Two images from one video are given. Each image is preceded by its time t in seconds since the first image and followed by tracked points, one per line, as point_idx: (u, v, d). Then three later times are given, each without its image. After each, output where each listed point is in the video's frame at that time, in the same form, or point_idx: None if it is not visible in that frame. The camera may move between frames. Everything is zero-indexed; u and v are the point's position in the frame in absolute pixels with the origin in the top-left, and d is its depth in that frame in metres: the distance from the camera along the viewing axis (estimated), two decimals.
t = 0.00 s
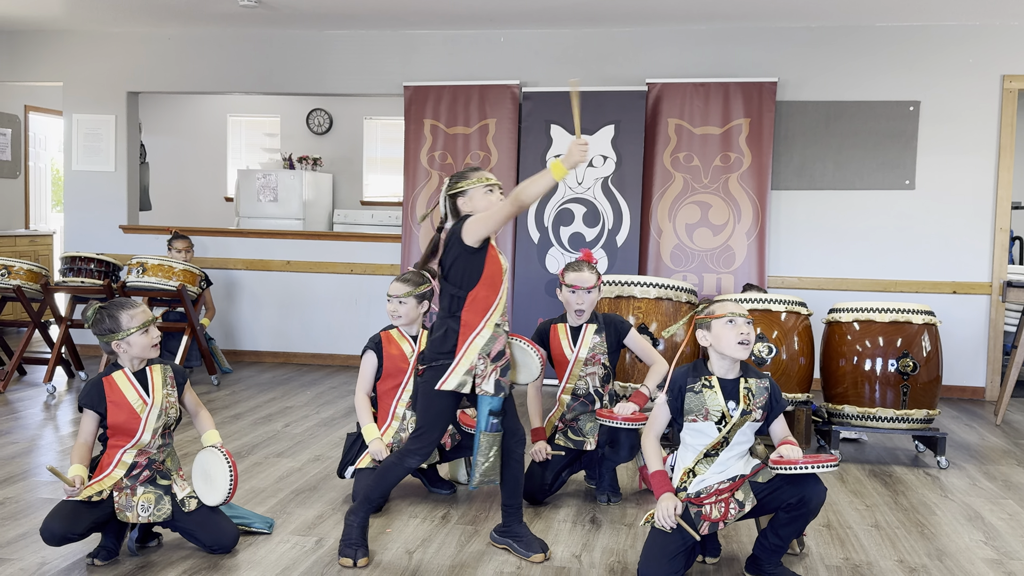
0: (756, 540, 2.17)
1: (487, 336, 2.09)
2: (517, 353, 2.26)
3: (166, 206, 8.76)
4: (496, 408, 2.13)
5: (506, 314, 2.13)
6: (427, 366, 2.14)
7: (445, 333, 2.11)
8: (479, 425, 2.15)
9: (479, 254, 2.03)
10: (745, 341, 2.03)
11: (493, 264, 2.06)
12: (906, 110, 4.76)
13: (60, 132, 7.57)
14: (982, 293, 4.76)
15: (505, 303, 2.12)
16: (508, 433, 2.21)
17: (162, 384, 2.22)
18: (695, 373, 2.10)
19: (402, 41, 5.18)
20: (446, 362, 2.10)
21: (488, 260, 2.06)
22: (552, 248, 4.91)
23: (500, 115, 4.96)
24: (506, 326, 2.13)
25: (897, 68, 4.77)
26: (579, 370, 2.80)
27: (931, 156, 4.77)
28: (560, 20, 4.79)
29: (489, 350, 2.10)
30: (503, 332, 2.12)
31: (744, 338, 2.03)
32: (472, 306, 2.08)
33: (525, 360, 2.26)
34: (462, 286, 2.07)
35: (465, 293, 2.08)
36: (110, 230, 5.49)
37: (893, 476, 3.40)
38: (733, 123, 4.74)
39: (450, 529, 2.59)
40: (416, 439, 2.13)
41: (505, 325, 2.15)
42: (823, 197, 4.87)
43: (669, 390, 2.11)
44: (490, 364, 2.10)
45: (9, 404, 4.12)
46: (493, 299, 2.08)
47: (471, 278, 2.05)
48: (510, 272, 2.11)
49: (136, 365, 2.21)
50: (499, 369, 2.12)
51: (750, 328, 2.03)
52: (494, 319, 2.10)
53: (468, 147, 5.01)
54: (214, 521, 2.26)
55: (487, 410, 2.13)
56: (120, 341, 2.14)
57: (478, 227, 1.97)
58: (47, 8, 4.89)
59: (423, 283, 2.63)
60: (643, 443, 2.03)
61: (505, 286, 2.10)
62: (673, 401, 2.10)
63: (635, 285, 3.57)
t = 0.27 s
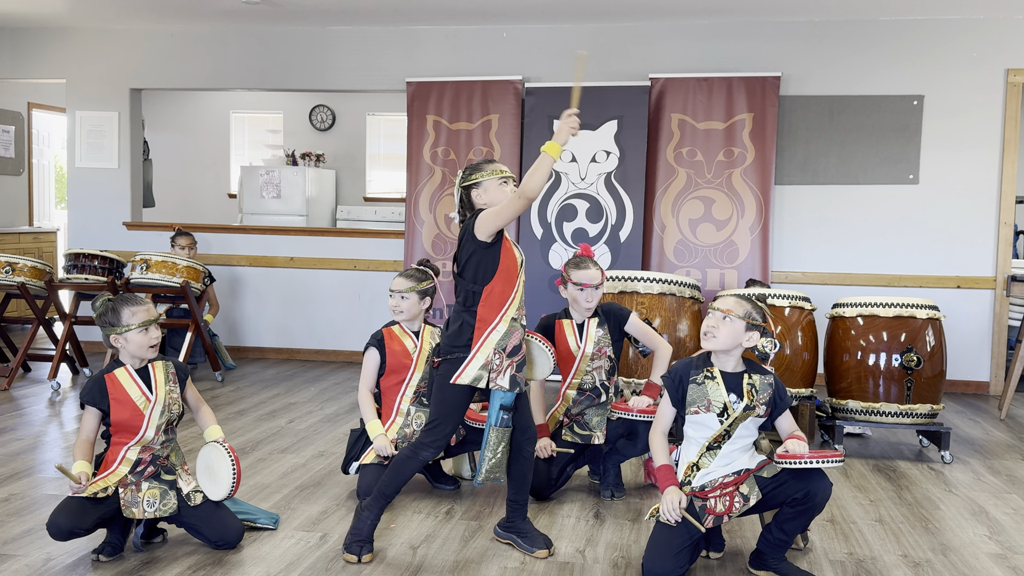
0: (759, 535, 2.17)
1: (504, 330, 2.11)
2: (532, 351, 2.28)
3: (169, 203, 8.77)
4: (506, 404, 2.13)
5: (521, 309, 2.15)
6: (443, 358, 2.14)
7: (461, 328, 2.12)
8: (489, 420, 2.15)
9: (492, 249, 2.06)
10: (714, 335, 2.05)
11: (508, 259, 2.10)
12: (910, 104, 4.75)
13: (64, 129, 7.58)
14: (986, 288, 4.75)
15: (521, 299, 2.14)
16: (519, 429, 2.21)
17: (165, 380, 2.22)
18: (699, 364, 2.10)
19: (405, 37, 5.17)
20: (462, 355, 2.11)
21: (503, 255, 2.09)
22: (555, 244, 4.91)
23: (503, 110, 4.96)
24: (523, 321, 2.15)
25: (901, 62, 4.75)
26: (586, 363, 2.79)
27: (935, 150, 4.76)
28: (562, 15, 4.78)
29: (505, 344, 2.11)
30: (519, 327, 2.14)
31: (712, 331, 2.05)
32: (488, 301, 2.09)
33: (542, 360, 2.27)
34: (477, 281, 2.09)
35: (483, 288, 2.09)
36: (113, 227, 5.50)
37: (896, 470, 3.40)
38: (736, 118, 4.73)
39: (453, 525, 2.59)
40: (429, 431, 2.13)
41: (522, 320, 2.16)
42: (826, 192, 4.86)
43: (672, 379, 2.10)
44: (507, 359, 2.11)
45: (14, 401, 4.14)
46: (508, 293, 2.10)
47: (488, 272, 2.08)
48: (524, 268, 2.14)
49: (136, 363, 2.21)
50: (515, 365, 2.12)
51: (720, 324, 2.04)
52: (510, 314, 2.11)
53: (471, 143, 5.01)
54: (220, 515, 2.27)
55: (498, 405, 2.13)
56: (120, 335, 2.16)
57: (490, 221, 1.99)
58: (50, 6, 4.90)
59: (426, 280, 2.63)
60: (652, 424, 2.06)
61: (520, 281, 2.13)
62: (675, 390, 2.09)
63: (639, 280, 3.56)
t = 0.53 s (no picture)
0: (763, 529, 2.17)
1: (497, 323, 2.10)
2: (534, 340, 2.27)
3: (174, 198, 8.78)
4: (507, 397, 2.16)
5: (517, 300, 2.14)
6: (443, 349, 2.15)
7: (456, 320, 2.14)
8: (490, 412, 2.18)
9: (481, 240, 2.07)
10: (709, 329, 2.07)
11: (499, 249, 2.08)
12: (915, 96, 4.74)
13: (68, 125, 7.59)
14: (991, 280, 4.75)
15: (516, 290, 2.12)
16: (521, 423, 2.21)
17: (168, 376, 2.23)
18: (704, 358, 2.11)
19: (408, 31, 5.17)
20: (456, 346, 2.11)
21: (494, 246, 2.08)
22: (559, 238, 4.91)
23: (507, 104, 4.95)
24: (519, 313, 2.13)
25: (906, 55, 4.74)
26: (592, 356, 2.77)
27: (939, 143, 4.75)
28: (565, 8, 4.78)
29: (499, 336, 2.10)
30: (516, 318, 2.12)
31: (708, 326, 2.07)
32: (480, 294, 2.09)
33: (541, 351, 2.27)
34: (470, 273, 2.10)
35: (472, 278, 2.10)
36: (118, 221, 5.51)
37: (901, 463, 3.40)
38: (741, 111, 4.72)
39: (458, 518, 2.59)
40: (430, 417, 2.14)
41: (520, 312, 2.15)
42: (831, 185, 4.85)
43: (678, 370, 2.12)
44: (502, 350, 2.11)
45: (20, 395, 4.15)
46: (501, 284, 2.09)
47: (478, 264, 2.08)
48: (519, 259, 2.12)
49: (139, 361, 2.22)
50: (511, 356, 2.12)
51: (716, 318, 2.06)
52: (505, 303, 2.10)
53: (475, 137, 5.00)
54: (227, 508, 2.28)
55: (497, 397, 2.16)
56: (115, 330, 2.18)
57: (476, 216, 2.02)
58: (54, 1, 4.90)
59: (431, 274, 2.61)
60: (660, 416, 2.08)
61: (515, 272, 2.11)
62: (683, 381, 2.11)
63: (643, 274, 3.56)
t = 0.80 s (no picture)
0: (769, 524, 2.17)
1: (461, 324, 2.12)
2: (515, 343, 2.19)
3: (178, 194, 8.80)
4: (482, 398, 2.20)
5: (485, 303, 2.12)
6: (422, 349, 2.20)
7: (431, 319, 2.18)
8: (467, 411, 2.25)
9: (445, 242, 2.08)
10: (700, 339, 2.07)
11: (463, 251, 2.08)
12: (920, 90, 4.72)
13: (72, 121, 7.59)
14: (996, 275, 4.73)
15: (483, 292, 2.11)
16: (501, 422, 2.19)
17: (166, 371, 2.22)
18: (709, 356, 2.11)
19: (411, 26, 5.16)
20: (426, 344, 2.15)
21: (459, 248, 2.08)
22: (562, 233, 4.91)
23: (510, 99, 4.95)
24: (485, 316, 2.12)
25: (910, 48, 4.72)
26: (597, 353, 2.80)
27: (944, 137, 4.74)
28: (569, 3, 4.77)
29: (464, 337, 2.12)
30: (480, 321, 2.12)
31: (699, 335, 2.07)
32: (443, 297, 2.11)
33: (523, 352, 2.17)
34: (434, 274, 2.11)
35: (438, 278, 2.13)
36: (122, 218, 5.52)
37: (905, 458, 3.39)
38: (745, 105, 4.71)
39: (462, 513, 2.60)
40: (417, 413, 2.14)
41: (489, 314, 2.13)
42: (835, 179, 4.84)
43: (686, 366, 2.13)
44: (468, 352, 2.12)
45: (26, 392, 4.17)
46: (465, 287, 2.09)
47: (442, 265, 2.09)
48: (488, 263, 2.10)
49: (136, 358, 2.22)
50: (476, 358, 2.13)
51: (703, 329, 2.05)
52: (468, 308, 2.11)
53: (478, 132, 5.00)
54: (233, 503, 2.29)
55: (470, 398, 2.21)
56: (112, 328, 2.18)
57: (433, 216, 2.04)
58: None
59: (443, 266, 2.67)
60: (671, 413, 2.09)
61: (481, 274, 2.10)
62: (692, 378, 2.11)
63: (647, 269, 3.55)
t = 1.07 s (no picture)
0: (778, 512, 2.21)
1: (412, 316, 2.16)
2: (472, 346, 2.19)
3: (183, 192, 8.82)
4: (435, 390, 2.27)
5: (436, 295, 2.15)
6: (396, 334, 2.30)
7: (395, 311, 2.24)
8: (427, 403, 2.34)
9: (401, 233, 2.16)
10: (721, 334, 2.06)
11: (415, 241, 2.15)
12: (924, 86, 4.71)
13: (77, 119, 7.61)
14: (1001, 271, 4.73)
15: (434, 283, 2.15)
16: (472, 417, 2.24)
17: (146, 370, 2.19)
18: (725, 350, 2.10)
19: (415, 24, 5.16)
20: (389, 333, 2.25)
21: (411, 238, 2.16)
22: (566, 230, 4.91)
23: (514, 96, 4.95)
24: (434, 308, 2.15)
25: (915, 44, 4.71)
26: (602, 349, 2.76)
27: (949, 133, 4.73)
28: None
29: (416, 329, 2.16)
30: (430, 312, 2.15)
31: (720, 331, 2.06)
32: (401, 286, 2.18)
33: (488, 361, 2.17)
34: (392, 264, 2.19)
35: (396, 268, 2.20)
36: (127, 216, 5.53)
37: (910, 455, 3.39)
38: (749, 102, 4.71)
39: (467, 509, 2.61)
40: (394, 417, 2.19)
41: (437, 306, 2.15)
42: (840, 176, 4.84)
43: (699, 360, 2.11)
44: (419, 343, 2.16)
45: (31, 389, 4.18)
46: (414, 278, 2.15)
47: (398, 255, 2.17)
48: (438, 253, 2.14)
49: (122, 352, 2.21)
50: (426, 350, 2.15)
51: (727, 323, 2.04)
52: (419, 296, 2.15)
53: (482, 129, 5.00)
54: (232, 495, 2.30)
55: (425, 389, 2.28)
56: (93, 324, 2.18)
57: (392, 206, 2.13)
58: None
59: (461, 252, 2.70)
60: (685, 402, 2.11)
61: (432, 265, 2.14)
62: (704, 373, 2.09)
63: (651, 266, 3.55)
